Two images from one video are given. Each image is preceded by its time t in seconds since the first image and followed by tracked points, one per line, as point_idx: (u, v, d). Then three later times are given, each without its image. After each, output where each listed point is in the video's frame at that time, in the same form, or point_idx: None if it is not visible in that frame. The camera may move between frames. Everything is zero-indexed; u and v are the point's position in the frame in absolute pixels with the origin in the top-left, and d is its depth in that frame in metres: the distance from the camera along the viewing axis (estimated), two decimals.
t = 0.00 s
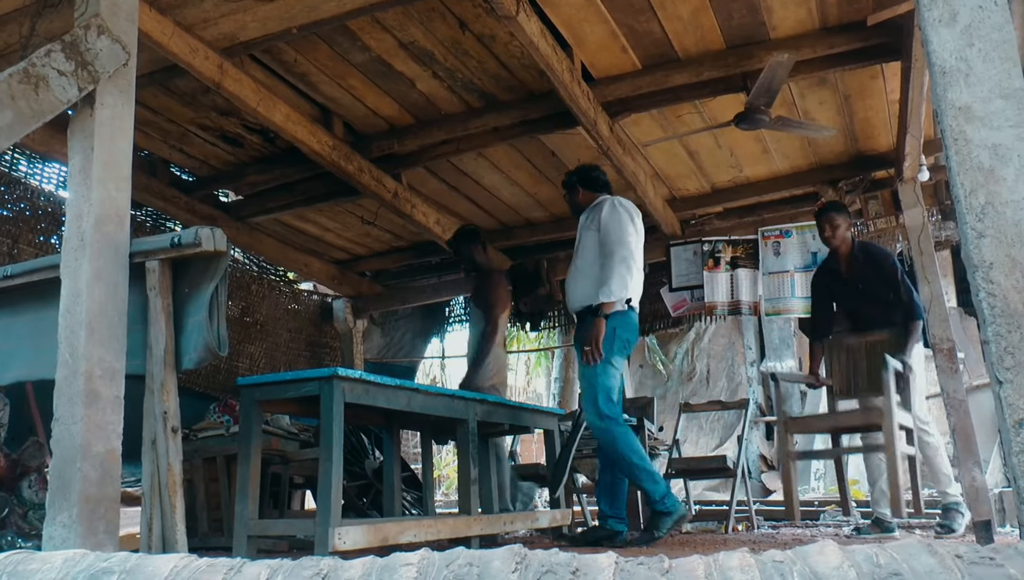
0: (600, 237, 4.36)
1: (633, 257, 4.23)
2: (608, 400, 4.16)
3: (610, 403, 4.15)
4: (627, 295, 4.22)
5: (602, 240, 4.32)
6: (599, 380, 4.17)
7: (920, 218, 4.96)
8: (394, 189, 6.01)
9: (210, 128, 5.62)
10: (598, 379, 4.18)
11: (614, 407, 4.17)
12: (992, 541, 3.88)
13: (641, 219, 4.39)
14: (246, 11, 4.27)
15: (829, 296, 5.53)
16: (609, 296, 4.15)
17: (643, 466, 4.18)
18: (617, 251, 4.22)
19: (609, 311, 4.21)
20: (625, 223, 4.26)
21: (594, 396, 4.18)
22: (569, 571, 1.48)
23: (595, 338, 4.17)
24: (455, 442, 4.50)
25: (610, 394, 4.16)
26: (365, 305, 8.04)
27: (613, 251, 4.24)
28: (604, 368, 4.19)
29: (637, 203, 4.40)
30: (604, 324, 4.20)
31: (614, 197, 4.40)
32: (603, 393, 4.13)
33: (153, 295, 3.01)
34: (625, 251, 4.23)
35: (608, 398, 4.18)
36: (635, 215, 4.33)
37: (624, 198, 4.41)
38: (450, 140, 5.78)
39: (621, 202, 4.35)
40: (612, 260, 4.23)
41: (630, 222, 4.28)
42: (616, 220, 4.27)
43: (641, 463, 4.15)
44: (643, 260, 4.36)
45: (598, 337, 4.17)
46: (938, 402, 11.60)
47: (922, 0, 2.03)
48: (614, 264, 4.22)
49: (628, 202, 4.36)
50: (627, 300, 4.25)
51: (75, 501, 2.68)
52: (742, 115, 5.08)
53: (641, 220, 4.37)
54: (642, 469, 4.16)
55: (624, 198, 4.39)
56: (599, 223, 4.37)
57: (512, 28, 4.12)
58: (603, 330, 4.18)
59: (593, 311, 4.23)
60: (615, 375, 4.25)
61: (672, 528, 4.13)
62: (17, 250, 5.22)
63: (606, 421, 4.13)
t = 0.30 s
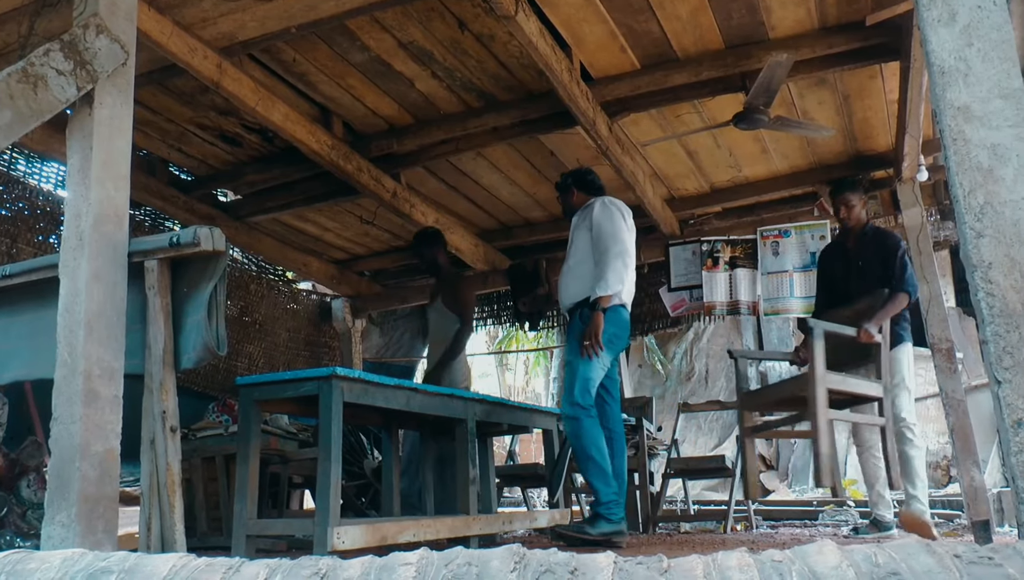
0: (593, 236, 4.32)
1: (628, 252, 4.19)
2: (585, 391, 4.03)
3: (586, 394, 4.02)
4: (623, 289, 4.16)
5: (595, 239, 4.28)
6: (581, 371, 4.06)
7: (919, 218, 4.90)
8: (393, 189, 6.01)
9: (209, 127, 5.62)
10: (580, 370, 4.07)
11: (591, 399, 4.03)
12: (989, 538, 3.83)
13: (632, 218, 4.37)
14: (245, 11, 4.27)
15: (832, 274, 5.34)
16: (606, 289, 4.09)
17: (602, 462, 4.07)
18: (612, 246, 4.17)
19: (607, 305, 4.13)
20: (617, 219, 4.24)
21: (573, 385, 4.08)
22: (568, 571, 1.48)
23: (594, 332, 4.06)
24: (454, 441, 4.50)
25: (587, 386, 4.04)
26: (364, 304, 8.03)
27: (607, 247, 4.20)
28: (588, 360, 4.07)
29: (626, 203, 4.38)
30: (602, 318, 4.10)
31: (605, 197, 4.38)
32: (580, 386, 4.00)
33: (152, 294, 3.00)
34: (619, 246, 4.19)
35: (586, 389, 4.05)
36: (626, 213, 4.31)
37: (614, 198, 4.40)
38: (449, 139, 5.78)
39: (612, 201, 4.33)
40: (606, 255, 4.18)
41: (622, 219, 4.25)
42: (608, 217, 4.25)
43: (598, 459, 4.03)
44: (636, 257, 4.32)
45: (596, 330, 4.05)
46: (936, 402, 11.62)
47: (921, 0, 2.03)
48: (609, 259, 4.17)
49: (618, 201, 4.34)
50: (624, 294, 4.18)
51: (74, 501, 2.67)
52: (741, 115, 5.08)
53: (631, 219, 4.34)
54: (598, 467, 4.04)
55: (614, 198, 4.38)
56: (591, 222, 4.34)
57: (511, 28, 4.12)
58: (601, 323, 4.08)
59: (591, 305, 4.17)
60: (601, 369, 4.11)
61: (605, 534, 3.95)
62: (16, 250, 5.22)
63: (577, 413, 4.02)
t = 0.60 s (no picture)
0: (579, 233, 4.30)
1: (610, 247, 4.13)
2: (571, 387, 3.93)
3: (571, 389, 3.91)
4: (605, 284, 4.10)
5: (580, 236, 4.25)
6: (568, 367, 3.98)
7: (919, 218, 4.89)
8: (392, 188, 6.00)
9: (209, 126, 5.61)
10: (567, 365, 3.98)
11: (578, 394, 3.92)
12: (987, 538, 3.79)
13: (620, 213, 4.31)
14: (245, 10, 4.27)
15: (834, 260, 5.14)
16: (583, 286, 4.07)
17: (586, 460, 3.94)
18: (593, 241, 4.13)
19: (588, 301, 4.10)
20: (600, 215, 4.19)
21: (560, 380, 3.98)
22: (568, 570, 1.48)
23: (574, 328, 4.04)
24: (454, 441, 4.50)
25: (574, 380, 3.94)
26: (364, 304, 8.03)
27: (589, 244, 4.16)
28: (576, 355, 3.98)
29: (614, 198, 4.33)
30: (582, 314, 4.08)
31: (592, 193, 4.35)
32: (566, 379, 3.90)
33: (152, 294, 3.00)
34: (601, 242, 4.14)
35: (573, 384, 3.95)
36: (612, 209, 4.26)
37: (602, 195, 4.35)
38: (448, 139, 5.78)
39: (597, 197, 4.30)
40: (588, 252, 4.15)
41: (606, 214, 4.21)
42: (591, 213, 4.21)
43: (579, 456, 3.90)
44: (625, 253, 4.25)
45: (575, 325, 4.04)
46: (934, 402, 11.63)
47: (921, 1, 2.03)
48: (590, 255, 4.14)
49: (604, 198, 4.29)
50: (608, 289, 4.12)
51: (73, 500, 2.68)
52: (741, 115, 5.08)
53: (619, 215, 4.29)
54: (579, 462, 3.92)
55: (602, 194, 4.33)
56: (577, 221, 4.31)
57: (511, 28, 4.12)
58: (581, 318, 4.06)
59: (573, 301, 4.15)
60: (590, 364, 4.01)
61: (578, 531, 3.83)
62: (16, 249, 5.22)
63: (561, 406, 3.91)
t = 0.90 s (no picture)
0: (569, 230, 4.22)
1: (594, 247, 4.06)
2: (573, 392, 3.86)
3: (573, 395, 3.84)
4: (586, 286, 4.03)
5: (568, 234, 4.17)
6: (566, 372, 3.91)
7: (919, 217, 4.92)
8: (392, 188, 6.00)
9: (209, 126, 5.61)
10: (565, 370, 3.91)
11: (580, 400, 3.85)
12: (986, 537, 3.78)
13: (613, 210, 4.18)
14: (245, 10, 4.27)
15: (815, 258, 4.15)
16: (562, 288, 4.03)
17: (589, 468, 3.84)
18: (577, 241, 4.07)
19: (570, 303, 4.06)
20: (586, 214, 4.09)
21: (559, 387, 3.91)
22: (568, 569, 1.48)
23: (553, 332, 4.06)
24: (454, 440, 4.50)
25: (574, 385, 3.87)
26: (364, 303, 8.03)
27: (574, 243, 4.09)
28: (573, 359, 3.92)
29: (607, 194, 4.20)
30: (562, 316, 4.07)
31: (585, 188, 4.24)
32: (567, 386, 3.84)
33: (152, 293, 3.00)
34: (585, 242, 4.07)
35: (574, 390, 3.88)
36: (601, 207, 4.14)
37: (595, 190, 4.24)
38: (448, 139, 5.78)
39: (588, 193, 4.18)
40: (573, 251, 4.09)
41: (594, 212, 4.10)
42: (579, 210, 4.11)
43: (582, 465, 3.80)
44: (614, 251, 4.14)
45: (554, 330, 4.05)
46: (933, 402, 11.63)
47: None
48: (573, 255, 4.08)
49: (595, 194, 4.17)
50: (591, 291, 4.04)
51: (73, 499, 2.68)
52: (740, 115, 5.08)
53: (610, 211, 4.16)
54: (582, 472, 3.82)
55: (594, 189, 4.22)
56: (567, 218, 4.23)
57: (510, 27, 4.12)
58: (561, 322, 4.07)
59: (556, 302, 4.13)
60: (588, 368, 3.95)
61: (582, 543, 3.71)
62: (16, 248, 5.23)
63: (563, 415, 3.85)
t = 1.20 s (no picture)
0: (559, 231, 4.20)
1: (579, 250, 4.03)
2: (577, 397, 3.86)
3: (578, 400, 3.84)
4: (570, 290, 4.00)
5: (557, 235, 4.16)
6: (569, 377, 3.89)
7: (919, 218, 4.94)
8: (393, 187, 6.00)
9: (210, 125, 5.61)
10: (567, 374, 3.90)
11: (585, 404, 3.85)
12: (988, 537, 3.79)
13: (602, 209, 4.14)
14: (246, 10, 4.27)
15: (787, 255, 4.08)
16: (547, 294, 4.01)
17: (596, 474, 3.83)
18: (563, 244, 4.06)
19: (556, 309, 4.04)
20: (573, 215, 4.07)
21: (562, 391, 3.90)
22: (568, 569, 1.48)
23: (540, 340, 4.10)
24: (454, 440, 4.50)
25: (578, 389, 3.86)
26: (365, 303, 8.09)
27: (560, 246, 4.08)
28: (574, 363, 3.91)
29: (598, 192, 4.15)
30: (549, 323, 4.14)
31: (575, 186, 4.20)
32: (572, 391, 3.83)
33: (153, 293, 3.00)
34: (570, 245, 4.04)
35: (578, 395, 3.86)
36: (590, 207, 4.10)
37: (585, 187, 4.19)
38: (448, 139, 5.78)
39: (577, 192, 4.14)
40: (559, 255, 4.08)
41: (581, 212, 4.08)
42: (566, 210, 4.10)
43: (589, 471, 3.79)
44: (603, 252, 4.09)
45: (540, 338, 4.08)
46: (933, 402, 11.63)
47: (922, 1, 2.03)
48: (559, 259, 4.07)
49: (584, 192, 4.13)
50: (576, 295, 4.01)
51: (74, 499, 2.68)
52: (741, 115, 5.09)
53: (599, 212, 4.12)
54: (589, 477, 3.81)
55: (585, 186, 4.17)
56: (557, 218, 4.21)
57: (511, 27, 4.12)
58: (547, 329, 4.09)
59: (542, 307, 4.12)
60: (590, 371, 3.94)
61: (589, 549, 3.68)
62: (16, 248, 5.24)
63: (571, 419, 3.85)
